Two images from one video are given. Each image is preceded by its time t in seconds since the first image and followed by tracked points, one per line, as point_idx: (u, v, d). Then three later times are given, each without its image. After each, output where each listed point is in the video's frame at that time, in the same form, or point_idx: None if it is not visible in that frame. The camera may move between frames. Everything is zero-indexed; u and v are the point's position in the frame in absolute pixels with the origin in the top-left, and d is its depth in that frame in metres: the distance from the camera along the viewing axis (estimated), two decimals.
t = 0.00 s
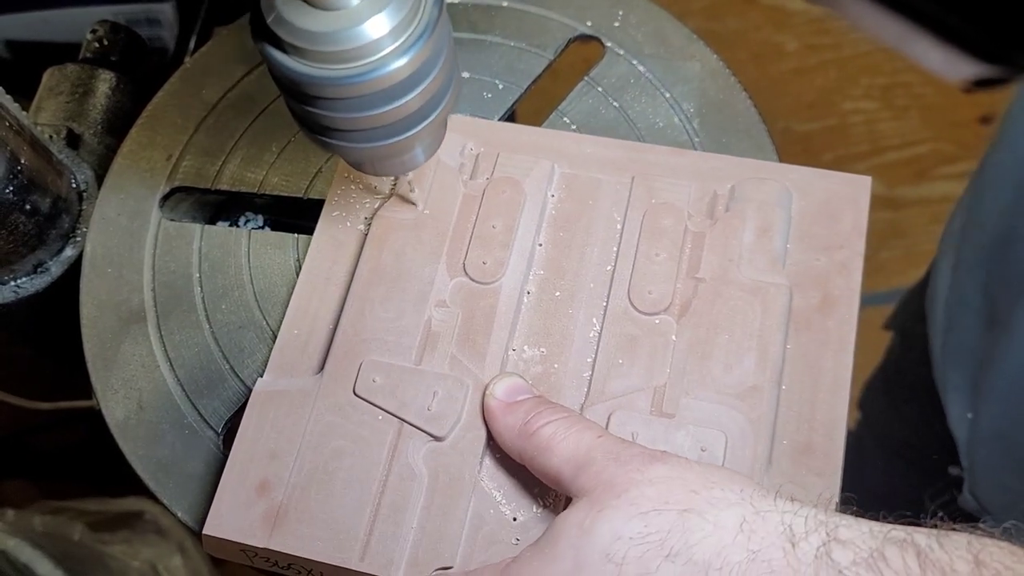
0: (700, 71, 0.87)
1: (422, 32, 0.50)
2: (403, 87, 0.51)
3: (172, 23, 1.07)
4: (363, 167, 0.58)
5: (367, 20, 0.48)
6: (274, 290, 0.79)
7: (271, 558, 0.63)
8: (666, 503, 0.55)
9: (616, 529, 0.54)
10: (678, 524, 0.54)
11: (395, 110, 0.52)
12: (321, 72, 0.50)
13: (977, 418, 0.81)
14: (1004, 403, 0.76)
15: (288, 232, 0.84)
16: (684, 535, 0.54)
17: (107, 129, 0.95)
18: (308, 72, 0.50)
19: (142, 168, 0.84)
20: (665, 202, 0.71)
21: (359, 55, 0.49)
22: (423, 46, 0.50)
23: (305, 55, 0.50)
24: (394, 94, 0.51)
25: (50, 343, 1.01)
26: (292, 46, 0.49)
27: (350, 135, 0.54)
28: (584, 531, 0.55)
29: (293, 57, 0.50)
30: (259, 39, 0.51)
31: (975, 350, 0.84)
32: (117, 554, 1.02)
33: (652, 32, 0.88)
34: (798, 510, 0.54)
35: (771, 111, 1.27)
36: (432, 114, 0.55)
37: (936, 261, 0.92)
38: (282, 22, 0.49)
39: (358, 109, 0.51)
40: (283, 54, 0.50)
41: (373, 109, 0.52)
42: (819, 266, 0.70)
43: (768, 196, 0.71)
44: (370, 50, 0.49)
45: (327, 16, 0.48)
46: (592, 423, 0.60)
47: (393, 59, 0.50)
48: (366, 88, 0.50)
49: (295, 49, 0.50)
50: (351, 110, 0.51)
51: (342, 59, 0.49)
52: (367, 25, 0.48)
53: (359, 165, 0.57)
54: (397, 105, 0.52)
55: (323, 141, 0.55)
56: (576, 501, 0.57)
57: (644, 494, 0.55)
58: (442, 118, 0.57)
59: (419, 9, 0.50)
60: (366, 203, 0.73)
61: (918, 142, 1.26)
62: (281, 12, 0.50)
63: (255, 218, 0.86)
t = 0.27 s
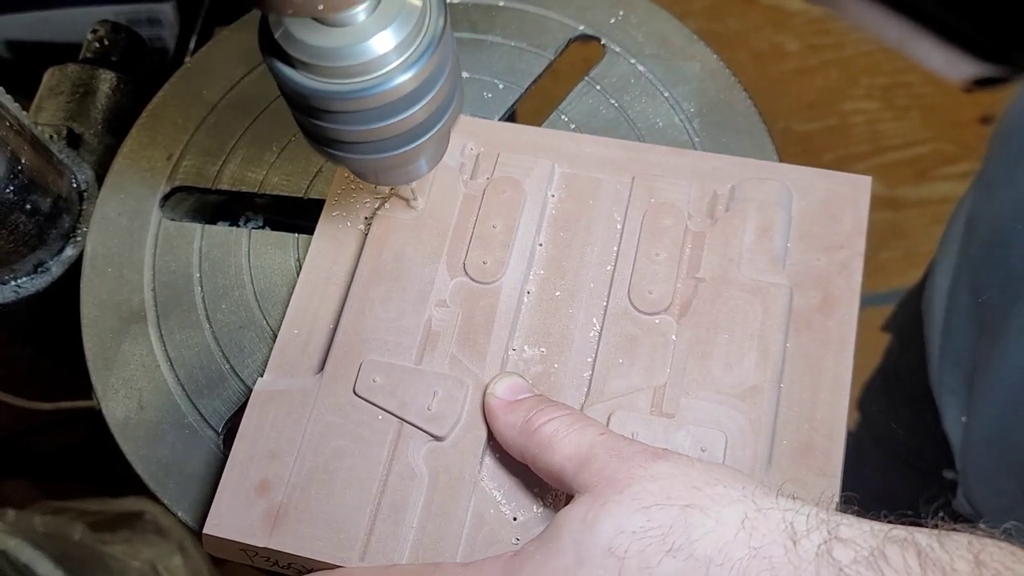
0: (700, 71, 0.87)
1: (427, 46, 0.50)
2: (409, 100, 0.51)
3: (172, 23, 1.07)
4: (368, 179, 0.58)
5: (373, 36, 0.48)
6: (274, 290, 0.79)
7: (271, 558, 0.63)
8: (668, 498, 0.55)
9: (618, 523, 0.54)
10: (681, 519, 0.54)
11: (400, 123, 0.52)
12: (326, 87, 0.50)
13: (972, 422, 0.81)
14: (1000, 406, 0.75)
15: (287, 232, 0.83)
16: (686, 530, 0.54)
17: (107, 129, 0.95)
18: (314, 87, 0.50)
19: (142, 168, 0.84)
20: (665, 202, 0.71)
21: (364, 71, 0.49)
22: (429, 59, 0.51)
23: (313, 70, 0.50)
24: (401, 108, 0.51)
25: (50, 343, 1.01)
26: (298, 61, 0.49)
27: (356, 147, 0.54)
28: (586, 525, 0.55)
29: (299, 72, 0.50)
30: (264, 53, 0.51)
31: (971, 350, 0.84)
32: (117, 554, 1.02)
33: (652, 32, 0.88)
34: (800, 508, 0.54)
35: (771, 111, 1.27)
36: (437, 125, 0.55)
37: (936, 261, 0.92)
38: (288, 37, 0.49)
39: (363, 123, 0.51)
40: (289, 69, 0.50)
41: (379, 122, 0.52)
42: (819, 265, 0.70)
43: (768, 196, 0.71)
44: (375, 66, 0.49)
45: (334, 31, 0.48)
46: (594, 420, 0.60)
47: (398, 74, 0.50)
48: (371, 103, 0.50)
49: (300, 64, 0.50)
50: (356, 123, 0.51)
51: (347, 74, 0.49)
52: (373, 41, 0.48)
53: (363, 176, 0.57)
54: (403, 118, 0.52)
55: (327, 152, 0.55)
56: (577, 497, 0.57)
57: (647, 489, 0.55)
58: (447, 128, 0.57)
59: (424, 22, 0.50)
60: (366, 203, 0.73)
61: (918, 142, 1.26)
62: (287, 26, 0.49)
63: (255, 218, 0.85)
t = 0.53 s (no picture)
0: (700, 71, 0.87)
1: (433, 65, 0.50)
2: (415, 118, 0.51)
3: (173, 23, 1.07)
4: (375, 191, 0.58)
5: (381, 56, 0.49)
6: (275, 290, 0.79)
7: (272, 558, 0.64)
8: (667, 500, 0.55)
9: (617, 525, 0.54)
10: (678, 521, 0.54)
11: (407, 141, 0.52)
12: (335, 105, 0.50)
13: (971, 423, 0.80)
14: (999, 407, 0.75)
15: (287, 231, 0.83)
16: (685, 531, 0.54)
17: (107, 129, 0.95)
18: (323, 105, 0.50)
19: (142, 168, 0.84)
20: (666, 202, 0.71)
21: (372, 90, 0.49)
22: (435, 78, 0.50)
23: (321, 89, 0.50)
24: (406, 126, 0.51)
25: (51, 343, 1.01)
26: (308, 80, 0.50)
27: (363, 162, 0.54)
28: (585, 526, 0.55)
29: (309, 90, 0.50)
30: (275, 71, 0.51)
31: (966, 351, 0.83)
32: (117, 555, 1.02)
33: (652, 32, 0.88)
34: (798, 511, 0.54)
35: (771, 111, 1.27)
36: (443, 141, 0.55)
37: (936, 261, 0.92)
38: (299, 57, 0.49)
39: (370, 140, 0.51)
40: (299, 88, 0.50)
41: (385, 139, 0.52)
42: (820, 265, 0.70)
43: (769, 196, 0.71)
44: (383, 85, 0.49)
45: (341, 53, 0.48)
46: (594, 422, 0.60)
47: (405, 93, 0.50)
48: (379, 121, 0.50)
49: (310, 83, 0.50)
50: (364, 140, 0.52)
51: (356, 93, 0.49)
52: (379, 62, 0.49)
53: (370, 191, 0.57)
54: (409, 135, 0.52)
55: (335, 168, 0.55)
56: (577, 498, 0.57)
57: (646, 490, 0.55)
58: (452, 141, 0.57)
59: (432, 42, 0.51)
60: (366, 203, 0.73)
61: (918, 142, 1.25)
62: (297, 46, 0.50)
63: (256, 218, 0.85)
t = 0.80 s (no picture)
0: (701, 72, 0.87)
1: (439, 83, 0.51)
2: (422, 135, 0.52)
3: (173, 24, 1.07)
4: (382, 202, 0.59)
5: (388, 75, 0.49)
6: (276, 291, 0.79)
7: (273, 560, 0.64)
8: (667, 503, 0.55)
9: (617, 528, 0.54)
10: (678, 524, 0.54)
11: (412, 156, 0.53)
12: (342, 122, 0.50)
13: (971, 424, 0.81)
14: (998, 409, 0.75)
15: (287, 232, 0.83)
16: (684, 534, 0.54)
17: (108, 130, 0.95)
18: (330, 122, 0.50)
19: (143, 168, 0.84)
20: (668, 204, 0.71)
21: (378, 108, 0.50)
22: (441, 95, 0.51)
23: (330, 107, 0.50)
24: (413, 142, 0.52)
25: (52, 344, 1.01)
26: (315, 98, 0.50)
27: (370, 177, 0.54)
28: (584, 530, 0.55)
29: (316, 107, 0.50)
30: (283, 86, 0.52)
31: (966, 352, 0.84)
32: (118, 556, 1.02)
33: (653, 33, 0.88)
34: (798, 513, 0.54)
35: (771, 112, 1.27)
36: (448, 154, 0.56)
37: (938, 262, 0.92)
38: (306, 75, 0.49)
39: (376, 155, 0.52)
40: (306, 104, 0.51)
41: (392, 156, 0.52)
42: (822, 266, 0.70)
43: (770, 197, 0.71)
44: (389, 103, 0.49)
45: (351, 72, 0.48)
46: (595, 424, 0.60)
47: (411, 110, 0.50)
48: (385, 138, 0.50)
49: (318, 100, 0.50)
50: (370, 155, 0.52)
51: (363, 110, 0.50)
52: (388, 81, 0.49)
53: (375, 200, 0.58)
54: (415, 151, 0.52)
55: (341, 179, 0.56)
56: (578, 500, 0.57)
57: (646, 494, 0.55)
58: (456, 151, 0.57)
59: (437, 59, 0.51)
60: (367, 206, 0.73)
61: (919, 142, 1.25)
62: (305, 65, 0.49)
63: (256, 219, 0.85)
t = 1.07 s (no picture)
0: (702, 72, 0.87)
1: (431, 57, 0.51)
2: (414, 111, 0.51)
3: (173, 23, 1.08)
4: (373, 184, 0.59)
5: (379, 48, 0.49)
6: (275, 291, 0.79)
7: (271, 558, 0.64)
8: (658, 507, 0.55)
9: (606, 532, 0.54)
10: (669, 529, 0.54)
11: (404, 134, 0.52)
12: (333, 97, 0.50)
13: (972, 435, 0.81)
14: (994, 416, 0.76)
15: (287, 232, 0.83)
16: (675, 540, 0.54)
17: (108, 129, 0.95)
18: (321, 97, 0.50)
19: (144, 168, 0.84)
20: (671, 200, 0.71)
21: (369, 82, 0.50)
22: (433, 72, 0.51)
23: (320, 82, 0.50)
24: (405, 119, 0.52)
25: (53, 344, 1.01)
26: (305, 72, 0.50)
27: (361, 156, 0.54)
28: (575, 533, 0.55)
29: (306, 82, 0.50)
30: (273, 62, 0.52)
31: (963, 355, 0.84)
32: (119, 555, 1.02)
33: (653, 32, 0.88)
34: (790, 518, 0.54)
35: (771, 112, 1.27)
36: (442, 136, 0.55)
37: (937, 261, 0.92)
38: (296, 48, 0.50)
39: (367, 132, 0.52)
40: (296, 79, 0.51)
41: (383, 133, 0.52)
42: (825, 264, 0.69)
43: (772, 197, 0.71)
44: (380, 77, 0.49)
45: (339, 44, 0.48)
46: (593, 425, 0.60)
47: (402, 85, 0.50)
48: (376, 113, 0.50)
49: (308, 74, 0.50)
50: (361, 132, 0.52)
51: (353, 84, 0.50)
52: (378, 53, 0.49)
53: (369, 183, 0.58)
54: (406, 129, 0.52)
55: (333, 159, 0.56)
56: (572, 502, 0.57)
57: (637, 497, 0.55)
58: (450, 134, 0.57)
59: (429, 33, 0.51)
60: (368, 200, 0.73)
61: (920, 142, 1.25)
62: (293, 38, 0.49)
63: (256, 219, 0.85)
